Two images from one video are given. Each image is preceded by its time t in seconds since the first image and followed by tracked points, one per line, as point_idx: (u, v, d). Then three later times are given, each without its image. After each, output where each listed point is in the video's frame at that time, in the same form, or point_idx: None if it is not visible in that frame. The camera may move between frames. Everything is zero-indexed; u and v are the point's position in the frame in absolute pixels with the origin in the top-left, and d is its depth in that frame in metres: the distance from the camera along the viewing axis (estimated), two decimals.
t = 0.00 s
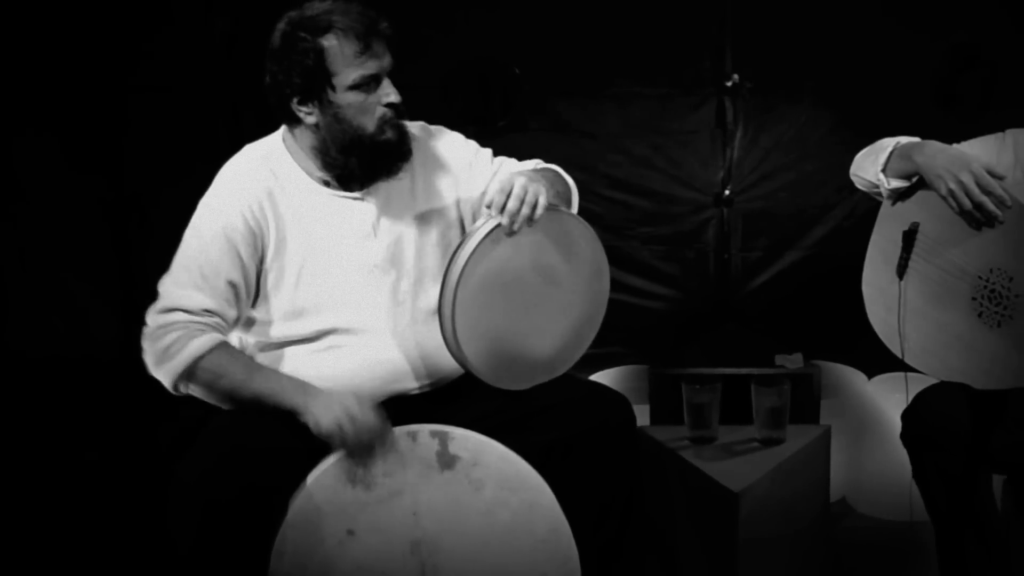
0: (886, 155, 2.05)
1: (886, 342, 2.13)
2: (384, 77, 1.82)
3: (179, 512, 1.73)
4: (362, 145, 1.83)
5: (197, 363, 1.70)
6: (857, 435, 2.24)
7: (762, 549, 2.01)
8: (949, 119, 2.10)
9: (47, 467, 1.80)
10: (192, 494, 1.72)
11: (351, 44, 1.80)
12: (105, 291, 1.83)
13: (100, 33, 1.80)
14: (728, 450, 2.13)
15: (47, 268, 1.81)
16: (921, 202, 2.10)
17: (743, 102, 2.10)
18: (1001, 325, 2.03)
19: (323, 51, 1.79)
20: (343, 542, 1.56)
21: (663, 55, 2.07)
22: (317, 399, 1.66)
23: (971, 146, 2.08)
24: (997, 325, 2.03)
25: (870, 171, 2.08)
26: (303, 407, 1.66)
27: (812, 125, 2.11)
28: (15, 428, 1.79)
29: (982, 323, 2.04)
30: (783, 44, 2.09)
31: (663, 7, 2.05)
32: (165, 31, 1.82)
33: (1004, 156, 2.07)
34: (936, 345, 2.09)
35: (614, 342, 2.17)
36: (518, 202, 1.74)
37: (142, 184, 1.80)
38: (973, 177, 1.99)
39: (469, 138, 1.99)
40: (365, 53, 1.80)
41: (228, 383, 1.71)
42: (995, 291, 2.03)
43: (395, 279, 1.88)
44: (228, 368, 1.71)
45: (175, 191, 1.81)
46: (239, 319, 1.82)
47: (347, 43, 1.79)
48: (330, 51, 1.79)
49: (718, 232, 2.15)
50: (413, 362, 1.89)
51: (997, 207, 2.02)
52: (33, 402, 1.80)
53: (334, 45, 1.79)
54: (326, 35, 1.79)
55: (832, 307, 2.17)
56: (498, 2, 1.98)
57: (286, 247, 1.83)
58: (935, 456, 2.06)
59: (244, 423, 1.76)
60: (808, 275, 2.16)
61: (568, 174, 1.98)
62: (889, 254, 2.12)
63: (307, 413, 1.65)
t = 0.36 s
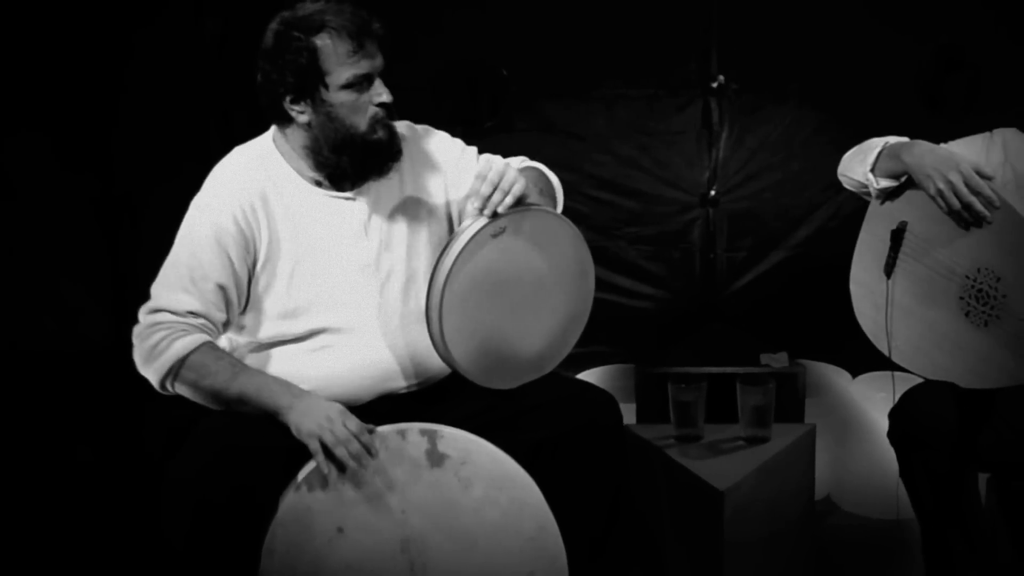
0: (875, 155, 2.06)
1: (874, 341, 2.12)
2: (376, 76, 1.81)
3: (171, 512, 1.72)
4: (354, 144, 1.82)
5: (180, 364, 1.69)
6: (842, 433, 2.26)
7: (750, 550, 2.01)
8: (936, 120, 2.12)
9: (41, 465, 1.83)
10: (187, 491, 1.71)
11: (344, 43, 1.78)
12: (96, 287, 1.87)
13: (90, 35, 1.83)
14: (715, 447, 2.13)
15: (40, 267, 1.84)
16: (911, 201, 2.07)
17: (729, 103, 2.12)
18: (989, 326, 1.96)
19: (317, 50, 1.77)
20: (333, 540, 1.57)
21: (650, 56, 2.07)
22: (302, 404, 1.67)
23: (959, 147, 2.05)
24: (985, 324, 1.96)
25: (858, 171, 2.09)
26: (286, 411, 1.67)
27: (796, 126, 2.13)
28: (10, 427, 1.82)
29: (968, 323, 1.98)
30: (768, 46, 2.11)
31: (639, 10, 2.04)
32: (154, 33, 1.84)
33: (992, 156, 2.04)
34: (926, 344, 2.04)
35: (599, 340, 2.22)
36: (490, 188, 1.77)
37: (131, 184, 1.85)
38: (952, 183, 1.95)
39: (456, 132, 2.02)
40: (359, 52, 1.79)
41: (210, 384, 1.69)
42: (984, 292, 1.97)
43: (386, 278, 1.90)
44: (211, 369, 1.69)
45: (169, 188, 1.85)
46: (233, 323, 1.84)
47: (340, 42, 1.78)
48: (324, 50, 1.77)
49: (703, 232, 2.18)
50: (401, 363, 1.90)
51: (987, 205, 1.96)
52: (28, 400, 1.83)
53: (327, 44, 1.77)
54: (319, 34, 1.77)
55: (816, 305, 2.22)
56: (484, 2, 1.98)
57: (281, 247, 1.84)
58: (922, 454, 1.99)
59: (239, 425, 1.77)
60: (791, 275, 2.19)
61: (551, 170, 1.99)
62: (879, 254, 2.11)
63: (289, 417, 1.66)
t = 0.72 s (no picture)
0: (858, 156, 2.08)
1: (856, 340, 2.16)
2: (365, 76, 1.82)
3: (162, 512, 1.72)
4: (342, 143, 1.83)
5: (180, 364, 1.68)
6: (827, 431, 2.27)
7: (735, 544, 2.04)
8: (920, 121, 2.13)
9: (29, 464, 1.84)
10: (175, 493, 1.72)
11: (335, 42, 1.80)
12: (88, 286, 1.87)
13: (80, 35, 1.83)
14: (700, 446, 2.16)
15: (34, 266, 1.85)
16: (893, 202, 2.15)
17: (714, 104, 2.13)
18: (971, 324, 2.07)
19: (308, 48, 1.79)
20: (322, 537, 1.58)
21: (636, 57, 2.09)
22: (301, 418, 1.66)
23: (942, 147, 2.14)
24: (967, 324, 2.07)
25: (841, 171, 2.10)
26: (285, 423, 1.67)
27: (781, 126, 2.14)
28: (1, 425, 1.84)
29: (951, 321, 2.08)
30: (754, 47, 2.11)
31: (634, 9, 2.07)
32: (145, 34, 1.85)
33: (972, 157, 2.16)
34: (907, 344, 2.13)
35: (586, 340, 2.20)
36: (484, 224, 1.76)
37: (121, 185, 1.85)
38: (933, 187, 2.03)
39: (446, 131, 2.04)
40: (349, 52, 1.80)
41: (209, 387, 1.68)
42: (966, 290, 2.08)
43: (374, 277, 1.91)
44: (211, 372, 1.68)
45: (153, 189, 1.85)
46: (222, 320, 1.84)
47: (331, 41, 1.79)
48: (314, 49, 1.79)
49: (690, 232, 2.19)
50: (392, 359, 1.92)
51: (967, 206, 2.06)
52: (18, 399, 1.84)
53: (318, 43, 1.79)
54: (310, 32, 1.79)
55: (801, 304, 2.21)
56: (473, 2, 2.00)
57: (270, 243, 1.84)
58: (905, 454, 2.05)
59: (224, 426, 1.77)
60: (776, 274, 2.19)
61: (543, 165, 2.01)
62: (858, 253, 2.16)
63: (289, 428, 1.66)
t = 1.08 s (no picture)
0: (842, 158, 2.09)
1: (841, 340, 2.14)
2: (360, 81, 1.82)
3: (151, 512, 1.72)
4: (336, 147, 1.83)
5: (148, 352, 1.69)
6: (811, 431, 2.28)
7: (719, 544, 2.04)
8: (902, 122, 2.14)
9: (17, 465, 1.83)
10: (164, 493, 1.72)
11: (331, 48, 1.78)
12: (80, 287, 1.88)
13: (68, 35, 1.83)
14: (683, 444, 2.15)
15: (23, 264, 1.85)
16: (877, 202, 2.08)
17: (700, 105, 2.15)
18: (956, 322, 1.95)
19: (304, 52, 1.78)
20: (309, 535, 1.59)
21: (622, 58, 2.10)
22: (271, 392, 1.68)
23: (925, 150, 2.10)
24: (952, 322, 1.96)
25: (826, 173, 2.11)
26: (256, 395, 1.68)
27: (765, 128, 2.16)
28: None
29: (935, 320, 1.98)
30: (739, 49, 2.13)
31: (618, 8, 2.08)
32: (135, 37, 1.87)
33: (955, 159, 2.08)
34: (890, 342, 2.07)
35: (575, 340, 2.26)
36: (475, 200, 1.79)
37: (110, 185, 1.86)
38: (917, 185, 1.94)
39: (431, 133, 2.03)
40: (345, 57, 1.79)
41: (177, 371, 1.69)
42: (949, 288, 1.96)
43: (362, 277, 1.92)
44: (177, 357, 1.69)
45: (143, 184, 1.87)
46: (205, 315, 1.85)
47: (328, 46, 1.78)
48: (311, 54, 1.77)
49: (675, 231, 2.22)
50: (377, 359, 1.93)
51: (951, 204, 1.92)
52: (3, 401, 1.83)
53: (315, 48, 1.78)
54: (307, 37, 1.78)
55: (786, 304, 2.26)
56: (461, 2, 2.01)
57: (258, 245, 1.85)
58: (889, 453, 1.98)
59: (221, 420, 1.79)
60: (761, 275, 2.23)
61: (528, 165, 2.02)
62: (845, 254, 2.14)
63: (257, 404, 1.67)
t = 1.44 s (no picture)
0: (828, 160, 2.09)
1: (826, 341, 2.13)
2: (347, 85, 1.85)
3: (139, 513, 1.74)
4: (322, 150, 1.85)
5: (140, 353, 1.72)
6: (796, 430, 2.31)
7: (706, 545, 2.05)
8: (886, 122, 2.15)
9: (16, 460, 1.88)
10: (154, 493, 1.73)
11: (318, 51, 1.82)
12: (71, 288, 1.87)
13: (54, 38, 1.84)
14: (670, 443, 2.17)
15: (16, 266, 1.86)
16: (863, 203, 2.09)
17: (685, 106, 2.17)
18: (942, 322, 1.99)
19: (292, 56, 1.81)
20: (299, 532, 1.61)
21: (608, 60, 2.11)
22: (257, 391, 1.70)
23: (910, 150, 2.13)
24: (938, 322, 2.00)
25: (812, 175, 2.11)
26: (242, 399, 1.70)
27: (750, 128, 2.18)
28: None
29: (921, 320, 2.01)
30: (724, 51, 2.15)
31: (603, 9, 2.09)
32: (121, 34, 1.85)
33: (938, 158, 2.15)
34: (876, 340, 2.07)
35: (558, 339, 2.24)
36: (467, 199, 1.80)
37: (99, 184, 1.85)
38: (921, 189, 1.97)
39: (419, 136, 2.03)
40: (332, 61, 1.83)
41: (168, 373, 1.72)
42: (936, 288, 1.99)
43: (352, 277, 1.93)
44: (169, 359, 1.72)
45: (131, 183, 1.86)
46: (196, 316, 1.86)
47: (315, 50, 1.81)
48: (299, 57, 1.81)
49: (661, 231, 2.23)
50: (367, 359, 1.94)
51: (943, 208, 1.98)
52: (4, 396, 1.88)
53: (302, 51, 1.81)
54: (294, 41, 1.81)
55: (770, 306, 2.27)
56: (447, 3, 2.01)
57: (247, 246, 1.86)
58: (876, 454, 2.02)
59: (210, 422, 1.78)
60: (751, 275, 2.24)
61: (515, 167, 2.05)
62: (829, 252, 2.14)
63: (245, 404, 1.70)
